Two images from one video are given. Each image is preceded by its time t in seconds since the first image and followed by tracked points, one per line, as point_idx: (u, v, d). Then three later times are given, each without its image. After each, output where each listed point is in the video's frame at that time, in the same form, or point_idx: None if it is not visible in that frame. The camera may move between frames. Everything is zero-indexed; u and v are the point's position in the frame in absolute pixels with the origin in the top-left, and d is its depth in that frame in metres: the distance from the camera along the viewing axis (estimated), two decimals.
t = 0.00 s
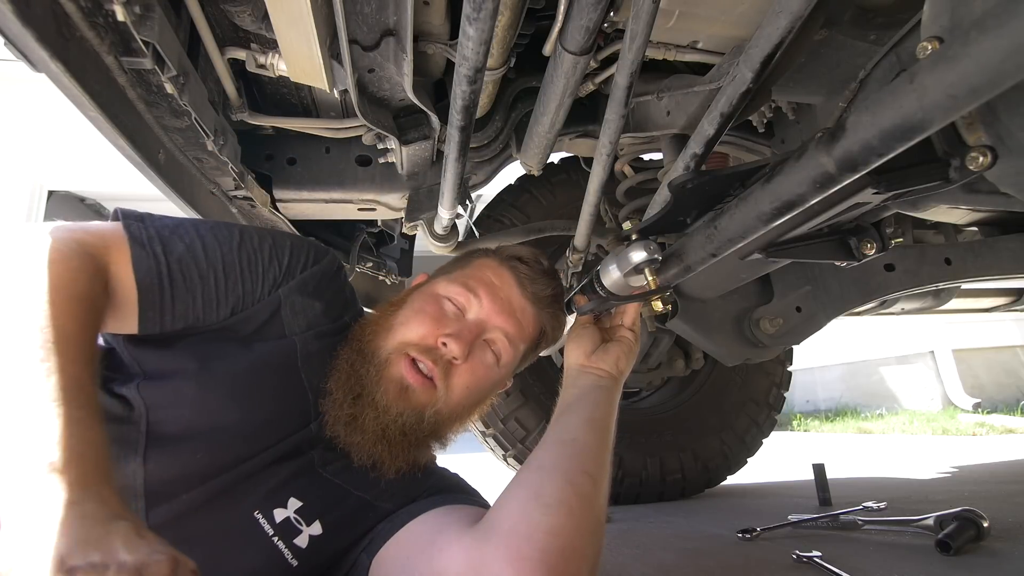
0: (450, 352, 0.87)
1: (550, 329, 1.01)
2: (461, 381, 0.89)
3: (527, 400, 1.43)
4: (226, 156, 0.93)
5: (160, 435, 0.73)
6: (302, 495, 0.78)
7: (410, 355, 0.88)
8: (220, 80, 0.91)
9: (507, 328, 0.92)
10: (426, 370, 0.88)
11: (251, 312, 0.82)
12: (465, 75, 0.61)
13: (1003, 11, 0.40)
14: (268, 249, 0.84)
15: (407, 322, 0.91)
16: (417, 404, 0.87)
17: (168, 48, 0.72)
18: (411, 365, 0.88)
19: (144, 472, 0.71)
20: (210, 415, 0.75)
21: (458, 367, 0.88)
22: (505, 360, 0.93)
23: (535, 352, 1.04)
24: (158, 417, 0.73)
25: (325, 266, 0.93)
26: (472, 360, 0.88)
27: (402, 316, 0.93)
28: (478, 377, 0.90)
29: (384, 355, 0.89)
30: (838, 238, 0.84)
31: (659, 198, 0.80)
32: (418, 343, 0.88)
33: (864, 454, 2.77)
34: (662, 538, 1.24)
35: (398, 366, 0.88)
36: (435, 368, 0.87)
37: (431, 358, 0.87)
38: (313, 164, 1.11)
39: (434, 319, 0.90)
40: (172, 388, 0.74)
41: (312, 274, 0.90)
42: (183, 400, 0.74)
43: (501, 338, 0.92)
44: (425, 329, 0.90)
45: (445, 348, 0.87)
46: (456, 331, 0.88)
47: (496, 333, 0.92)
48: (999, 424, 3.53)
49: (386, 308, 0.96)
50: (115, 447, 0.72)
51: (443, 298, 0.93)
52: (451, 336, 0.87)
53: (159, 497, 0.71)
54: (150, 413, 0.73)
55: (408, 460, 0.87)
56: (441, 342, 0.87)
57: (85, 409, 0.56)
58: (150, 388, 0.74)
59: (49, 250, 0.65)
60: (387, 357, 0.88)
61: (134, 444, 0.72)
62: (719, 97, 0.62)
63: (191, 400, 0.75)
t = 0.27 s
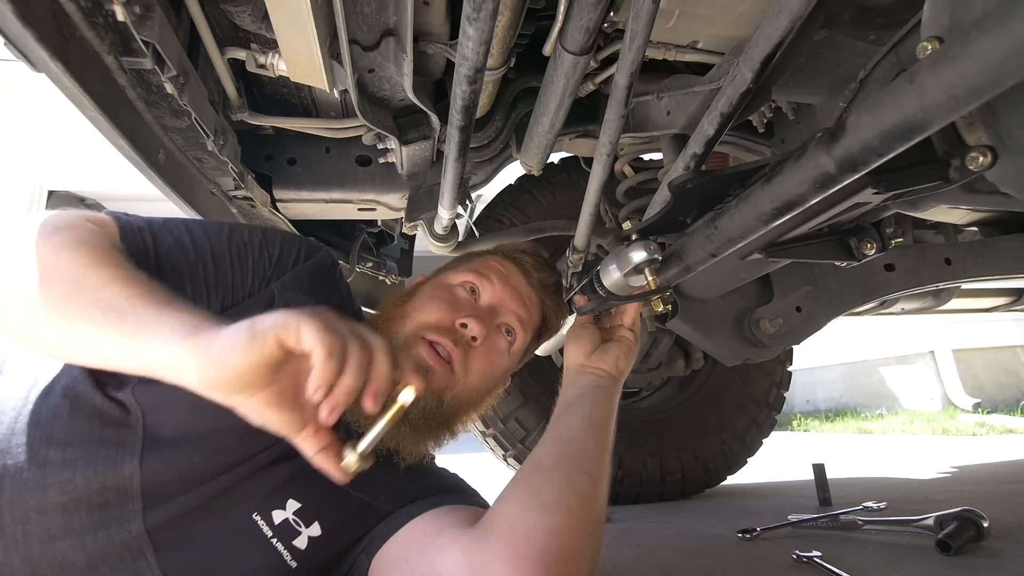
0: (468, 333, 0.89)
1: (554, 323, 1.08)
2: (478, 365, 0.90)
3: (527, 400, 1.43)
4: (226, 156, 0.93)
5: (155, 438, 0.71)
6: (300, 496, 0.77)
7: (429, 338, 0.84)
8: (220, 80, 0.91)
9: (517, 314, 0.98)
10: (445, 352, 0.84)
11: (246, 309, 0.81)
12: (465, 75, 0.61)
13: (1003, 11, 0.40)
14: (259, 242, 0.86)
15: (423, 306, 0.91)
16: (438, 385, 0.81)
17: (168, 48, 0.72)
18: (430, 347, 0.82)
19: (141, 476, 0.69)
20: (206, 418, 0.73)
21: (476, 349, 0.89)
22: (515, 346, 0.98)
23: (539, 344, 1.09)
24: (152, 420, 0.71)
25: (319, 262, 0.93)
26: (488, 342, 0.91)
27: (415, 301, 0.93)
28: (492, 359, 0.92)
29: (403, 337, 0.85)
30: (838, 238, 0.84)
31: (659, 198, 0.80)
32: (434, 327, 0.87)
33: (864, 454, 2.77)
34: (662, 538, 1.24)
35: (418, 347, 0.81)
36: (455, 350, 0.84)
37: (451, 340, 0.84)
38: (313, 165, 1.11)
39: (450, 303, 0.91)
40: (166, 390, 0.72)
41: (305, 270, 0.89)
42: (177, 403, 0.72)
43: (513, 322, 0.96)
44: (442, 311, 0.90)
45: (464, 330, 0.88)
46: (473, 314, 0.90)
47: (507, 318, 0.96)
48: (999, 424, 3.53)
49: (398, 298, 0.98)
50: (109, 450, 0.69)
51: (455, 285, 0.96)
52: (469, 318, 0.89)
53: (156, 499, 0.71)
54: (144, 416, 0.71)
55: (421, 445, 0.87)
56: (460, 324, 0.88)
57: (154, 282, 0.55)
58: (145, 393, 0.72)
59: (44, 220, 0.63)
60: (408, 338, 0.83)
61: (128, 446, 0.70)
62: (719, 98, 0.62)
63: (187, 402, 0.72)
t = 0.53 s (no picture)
0: (480, 330, 0.88)
1: (555, 323, 1.06)
2: (487, 361, 0.91)
3: (527, 400, 1.43)
4: (226, 156, 0.92)
5: (162, 436, 0.74)
6: (303, 495, 0.78)
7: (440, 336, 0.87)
8: (220, 80, 0.91)
9: (522, 312, 0.97)
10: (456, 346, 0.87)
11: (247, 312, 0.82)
12: (465, 75, 0.61)
13: (1002, 11, 0.40)
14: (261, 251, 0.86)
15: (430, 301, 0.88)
16: (452, 381, 0.88)
17: (168, 48, 0.72)
18: (442, 343, 0.86)
19: (147, 474, 0.71)
20: (211, 414, 0.76)
21: (485, 346, 0.89)
22: (519, 345, 0.97)
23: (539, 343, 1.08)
24: (158, 418, 0.75)
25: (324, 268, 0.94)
26: (496, 339, 0.90)
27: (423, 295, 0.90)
28: (499, 357, 0.92)
29: (416, 332, 0.88)
30: (838, 238, 0.84)
31: (659, 198, 0.80)
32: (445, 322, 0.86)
33: (863, 454, 2.77)
34: (662, 538, 1.24)
35: (432, 345, 0.87)
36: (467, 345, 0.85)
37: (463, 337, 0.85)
38: (313, 165, 1.11)
39: (458, 298, 0.89)
40: (172, 390, 0.76)
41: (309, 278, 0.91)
42: (182, 402, 0.76)
43: (518, 321, 0.96)
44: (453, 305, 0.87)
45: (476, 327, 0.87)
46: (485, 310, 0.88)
47: (514, 317, 0.95)
48: (999, 424, 3.53)
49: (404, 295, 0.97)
50: (116, 446, 0.72)
51: (462, 281, 0.93)
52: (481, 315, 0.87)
53: (161, 498, 0.72)
54: (151, 415, 0.75)
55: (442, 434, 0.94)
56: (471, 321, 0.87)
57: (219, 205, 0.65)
58: (155, 388, 0.76)
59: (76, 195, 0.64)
60: (420, 335, 0.88)
61: (135, 445, 0.73)
62: (719, 98, 0.62)
63: (195, 398, 0.76)
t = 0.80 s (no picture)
0: (486, 330, 0.93)
1: (554, 329, 1.07)
2: (492, 361, 0.94)
3: (527, 400, 1.43)
4: (226, 156, 0.92)
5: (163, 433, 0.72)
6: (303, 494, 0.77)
7: (450, 334, 0.92)
8: (220, 80, 0.91)
9: (527, 317, 1.00)
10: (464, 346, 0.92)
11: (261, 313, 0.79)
12: (465, 75, 0.61)
13: (1002, 11, 0.40)
14: (279, 250, 0.82)
15: (443, 303, 0.95)
16: (460, 377, 0.90)
17: (168, 48, 0.72)
18: (452, 341, 0.91)
19: (147, 472, 0.69)
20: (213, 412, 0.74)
21: (492, 347, 0.93)
22: (522, 350, 1.00)
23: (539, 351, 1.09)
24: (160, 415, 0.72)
25: (335, 268, 0.93)
26: (504, 340, 0.95)
27: (435, 298, 0.97)
28: (504, 360, 0.96)
29: (426, 330, 0.92)
30: (838, 238, 0.84)
31: (659, 198, 0.79)
32: (456, 321, 0.92)
33: (864, 454, 2.77)
34: (662, 538, 1.24)
35: (442, 342, 0.91)
36: (475, 342, 0.91)
37: (471, 334, 0.91)
38: (313, 165, 1.11)
39: (468, 301, 0.95)
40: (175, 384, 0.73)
41: (319, 277, 0.89)
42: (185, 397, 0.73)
43: (522, 326, 0.98)
44: (462, 309, 0.94)
45: (483, 327, 0.93)
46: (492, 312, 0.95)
47: (518, 322, 0.98)
48: (999, 424, 3.53)
49: (413, 299, 1.00)
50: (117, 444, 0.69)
51: (471, 286, 0.98)
52: (489, 315, 0.94)
53: (161, 496, 0.71)
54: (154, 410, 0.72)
55: (447, 432, 0.94)
56: (480, 322, 0.93)
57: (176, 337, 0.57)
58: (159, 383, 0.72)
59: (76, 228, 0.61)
60: (431, 332, 0.92)
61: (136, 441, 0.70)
62: (719, 98, 0.62)
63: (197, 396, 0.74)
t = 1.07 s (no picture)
0: (491, 327, 0.93)
1: (554, 331, 1.07)
2: (495, 360, 0.94)
3: (527, 400, 1.43)
4: (226, 156, 0.92)
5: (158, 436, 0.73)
6: (302, 494, 0.78)
7: (453, 331, 0.92)
8: (220, 80, 0.91)
9: (528, 317, 0.99)
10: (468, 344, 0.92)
11: (255, 315, 0.79)
12: (465, 75, 0.61)
13: (1003, 11, 0.40)
14: (273, 252, 0.82)
15: (445, 301, 0.95)
16: (464, 374, 0.90)
17: (168, 48, 0.72)
18: (456, 338, 0.91)
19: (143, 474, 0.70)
20: (208, 413, 0.75)
21: (495, 345, 0.93)
22: (524, 350, 1.00)
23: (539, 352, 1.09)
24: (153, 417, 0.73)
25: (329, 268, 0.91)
26: (507, 340, 0.95)
27: (437, 296, 0.97)
28: (506, 360, 0.96)
29: (430, 326, 0.92)
30: (838, 238, 0.84)
31: (659, 198, 0.79)
32: (459, 318, 0.92)
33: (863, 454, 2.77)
34: (662, 538, 1.24)
35: (445, 339, 0.91)
36: (479, 339, 0.92)
37: (475, 332, 0.91)
38: (313, 165, 1.11)
39: (470, 300, 0.95)
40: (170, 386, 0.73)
41: (315, 277, 0.87)
42: (181, 399, 0.74)
43: (523, 326, 0.98)
44: (465, 307, 0.94)
45: (487, 325, 0.93)
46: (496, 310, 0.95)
47: (519, 323, 0.98)
48: (999, 424, 3.53)
49: (416, 296, 1.00)
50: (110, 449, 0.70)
51: (473, 285, 0.98)
52: (493, 313, 0.93)
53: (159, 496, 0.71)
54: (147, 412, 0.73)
55: (450, 430, 0.94)
56: (483, 319, 0.93)
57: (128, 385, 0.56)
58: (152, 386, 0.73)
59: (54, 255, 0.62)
60: (435, 328, 0.92)
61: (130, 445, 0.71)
62: (719, 98, 0.62)
63: (190, 399, 0.74)
